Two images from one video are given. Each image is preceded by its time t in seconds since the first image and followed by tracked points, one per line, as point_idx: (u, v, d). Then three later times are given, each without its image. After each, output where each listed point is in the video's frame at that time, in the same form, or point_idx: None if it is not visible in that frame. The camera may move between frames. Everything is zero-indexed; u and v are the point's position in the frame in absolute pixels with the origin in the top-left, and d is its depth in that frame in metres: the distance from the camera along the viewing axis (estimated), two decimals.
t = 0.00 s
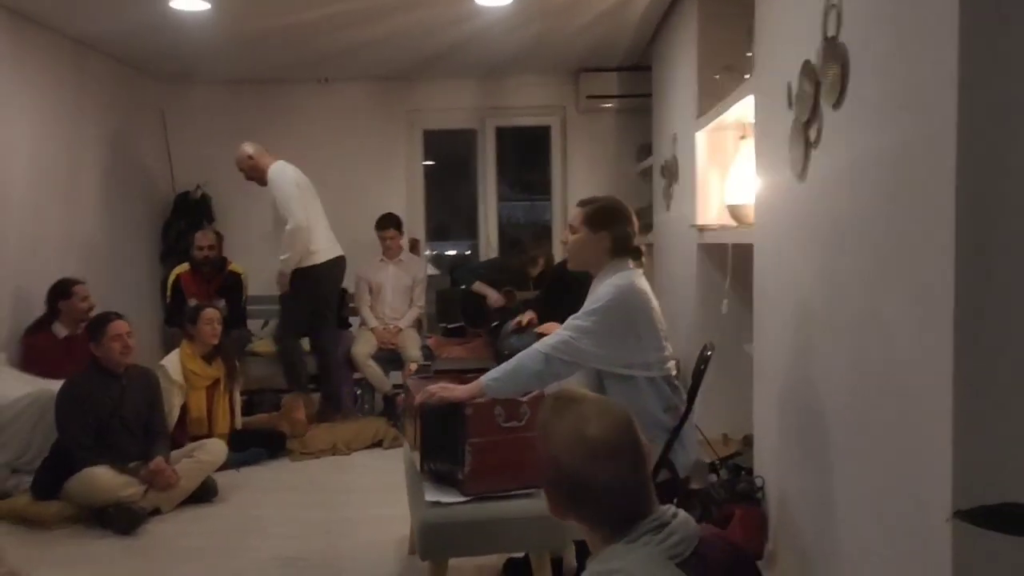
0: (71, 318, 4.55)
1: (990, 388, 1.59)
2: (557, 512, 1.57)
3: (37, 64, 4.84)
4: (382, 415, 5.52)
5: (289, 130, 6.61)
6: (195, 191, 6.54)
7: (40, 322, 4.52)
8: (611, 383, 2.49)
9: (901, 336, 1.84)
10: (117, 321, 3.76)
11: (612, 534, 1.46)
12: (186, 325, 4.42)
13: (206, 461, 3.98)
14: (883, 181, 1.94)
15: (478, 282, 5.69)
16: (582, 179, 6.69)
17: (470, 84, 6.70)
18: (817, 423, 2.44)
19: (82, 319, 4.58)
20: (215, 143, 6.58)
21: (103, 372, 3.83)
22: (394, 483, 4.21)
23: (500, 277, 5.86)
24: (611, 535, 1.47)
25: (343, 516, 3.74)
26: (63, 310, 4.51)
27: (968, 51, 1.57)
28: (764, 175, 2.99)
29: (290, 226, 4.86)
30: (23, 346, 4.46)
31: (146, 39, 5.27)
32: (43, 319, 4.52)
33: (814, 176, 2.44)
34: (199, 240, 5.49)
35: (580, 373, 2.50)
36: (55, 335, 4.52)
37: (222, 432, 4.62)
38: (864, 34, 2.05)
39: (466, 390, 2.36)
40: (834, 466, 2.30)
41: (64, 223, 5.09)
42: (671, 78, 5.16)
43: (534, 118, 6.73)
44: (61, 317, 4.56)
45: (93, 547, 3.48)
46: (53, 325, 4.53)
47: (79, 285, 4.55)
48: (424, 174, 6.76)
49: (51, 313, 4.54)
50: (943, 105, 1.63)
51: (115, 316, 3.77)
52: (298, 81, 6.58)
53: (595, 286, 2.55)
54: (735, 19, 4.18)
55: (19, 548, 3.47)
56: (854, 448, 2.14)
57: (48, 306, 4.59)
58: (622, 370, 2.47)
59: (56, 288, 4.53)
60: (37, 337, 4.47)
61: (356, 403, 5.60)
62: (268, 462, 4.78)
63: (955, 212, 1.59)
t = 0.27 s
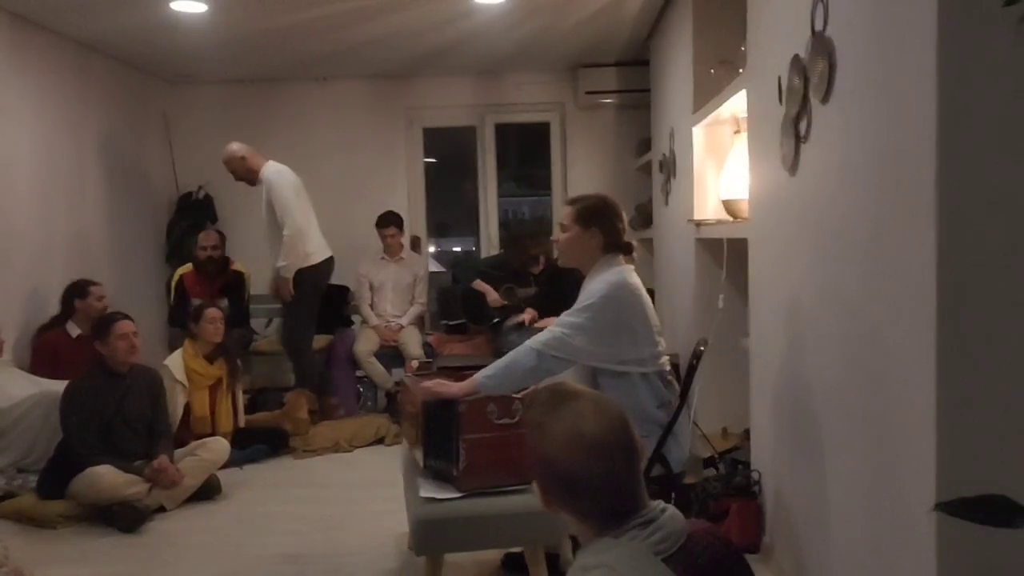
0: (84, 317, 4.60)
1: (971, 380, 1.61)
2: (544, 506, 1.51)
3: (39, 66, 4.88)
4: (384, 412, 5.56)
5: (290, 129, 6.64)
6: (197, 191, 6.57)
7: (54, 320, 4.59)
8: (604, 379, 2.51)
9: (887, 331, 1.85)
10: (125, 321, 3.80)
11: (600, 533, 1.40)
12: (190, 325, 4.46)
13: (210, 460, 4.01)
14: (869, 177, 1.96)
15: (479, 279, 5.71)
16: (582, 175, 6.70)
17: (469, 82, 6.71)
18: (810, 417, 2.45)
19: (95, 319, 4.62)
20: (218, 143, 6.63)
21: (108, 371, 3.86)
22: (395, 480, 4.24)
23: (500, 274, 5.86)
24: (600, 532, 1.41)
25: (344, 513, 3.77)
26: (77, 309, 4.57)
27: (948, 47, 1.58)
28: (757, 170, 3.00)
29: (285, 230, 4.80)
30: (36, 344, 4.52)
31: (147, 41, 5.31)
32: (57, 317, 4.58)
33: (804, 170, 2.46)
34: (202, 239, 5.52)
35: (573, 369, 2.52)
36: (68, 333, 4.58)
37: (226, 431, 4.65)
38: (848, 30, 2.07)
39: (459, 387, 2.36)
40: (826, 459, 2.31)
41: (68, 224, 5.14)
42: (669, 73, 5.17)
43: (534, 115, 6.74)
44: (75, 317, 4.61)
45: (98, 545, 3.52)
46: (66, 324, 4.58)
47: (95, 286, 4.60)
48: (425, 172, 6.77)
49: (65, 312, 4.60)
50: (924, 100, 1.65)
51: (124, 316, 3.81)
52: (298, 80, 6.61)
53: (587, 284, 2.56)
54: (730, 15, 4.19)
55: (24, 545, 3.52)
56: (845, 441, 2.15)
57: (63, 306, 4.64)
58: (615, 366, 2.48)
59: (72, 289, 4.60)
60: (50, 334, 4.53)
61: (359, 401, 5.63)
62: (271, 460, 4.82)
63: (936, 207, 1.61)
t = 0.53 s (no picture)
0: (89, 318, 4.61)
1: (960, 376, 1.61)
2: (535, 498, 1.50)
3: (38, 68, 4.89)
4: (385, 411, 5.56)
5: (290, 128, 6.64)
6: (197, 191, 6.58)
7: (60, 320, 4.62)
8: (597, 377, 2.52)
9: (877, 327, 1.86)
10: (127, 321, 3.82)
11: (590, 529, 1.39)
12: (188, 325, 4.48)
13: (210, 460, 4.02)
14: (860, 173, 1.96)
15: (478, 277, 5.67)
16: (581, 172, 6.69)
17: (468, 79, 6.71)
18: (803, 413, 2.45)
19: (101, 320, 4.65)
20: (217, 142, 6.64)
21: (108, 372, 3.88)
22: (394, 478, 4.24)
23: (501, 271, 5.84)
24: (590, 527, 1.39)
25: (343, 512, 3.78)
26: (82, 309, 4.59)
27: (933, 43, 1.58)
28: (752, 166, 3.00)
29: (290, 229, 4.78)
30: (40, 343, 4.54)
31: (146, 42, 5.32)
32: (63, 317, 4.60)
33: (796, 166, 2.46)
34: (202, 240, 5.54)
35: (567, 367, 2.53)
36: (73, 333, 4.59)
37: (225, 431, 4.66)
38: (837, 27, 2.07)
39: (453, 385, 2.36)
40: (819, 456, 2.31)
41: (69, 225, 5.16)
42: (666, 70, 5.16)
43: (533, 112, 6.73)
44: (79, 317, 4.63)
45: (98, 545, 3.53)
46: (72, 324, 4.60)
47: (102, 286, 4.64)
48: (424, 170, 6.77)
49: (70, 312, 4.62)
50: (911, 96, 1.65)
51: (126, 317, 3.83)
52: (297, 79, 6.61)
53: (580, 282, 2.57)
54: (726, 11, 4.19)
55: (25, 546, 3.54)
56: (837, 437, 2.16)
57: (68, 306, 4.66)
58: (607, 363, 2.49)
59: (78, 290, 4.63)
60: (55, 333, 4.55)
61: (360, 399, 5.63)
62: (271, 459, 4.83)
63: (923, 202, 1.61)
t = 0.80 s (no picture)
0: (91, 318, 4.63)
1: (949, 369, 1.62)
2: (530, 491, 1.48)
3: (37, 71, 4.91)
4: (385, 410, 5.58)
5: (291, 129, 6.66)
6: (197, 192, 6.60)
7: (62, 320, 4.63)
8: (591, 374, 2.52)
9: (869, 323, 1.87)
10: (128, 322, 3.84)
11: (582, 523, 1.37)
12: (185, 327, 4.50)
13: (209, 460, 4.04)
14: (850, 170, 1.97)
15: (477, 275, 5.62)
16: (581, 170, 6.69)
17: (467, 78, 6.72)
18: (797, 409, 2.46)
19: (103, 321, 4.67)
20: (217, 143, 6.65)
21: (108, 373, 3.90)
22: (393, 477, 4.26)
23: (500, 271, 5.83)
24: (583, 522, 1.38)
25: (342, 511, 3.79)
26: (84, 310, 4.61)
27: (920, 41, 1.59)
28: (746, 164, 3.00)
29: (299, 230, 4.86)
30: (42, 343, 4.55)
31: (144, 44, 5.34)
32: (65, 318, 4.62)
33: (787, 163, 2.47)
34: (199, 240, 5.55)
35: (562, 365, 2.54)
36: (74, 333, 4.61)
37: (225, 432, 4.68)
38: (826, 25, 2.08)
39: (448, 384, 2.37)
40: (813, 451, 2.32)
41: (69, 227, 5.18)
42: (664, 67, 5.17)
43: (532, 111, 6.73)
44: (82, 317, 4.65)
45: (98, 545, 3.55)
46: (74, 325, 4.62)
47: (104, 287, 4.67)
48: (424, 169, 6.78)
49: (73, 312, 4.64)
50: (899, 95, 1.67)
51: (127, 318, 3.85)
52: (296, 80, 6.62)
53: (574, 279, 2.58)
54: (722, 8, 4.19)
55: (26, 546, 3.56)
56: (830, 433, 2.16)
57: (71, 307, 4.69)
58: (601, 361, 2.50)
59: (81, 291, 4.65)
60: (59, 334, 4.56)
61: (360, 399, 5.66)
62: (271, 459, 4.85)
63: (913, 198, 1.63)
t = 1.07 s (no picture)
0: (89, 319, 4.64)
1: (943, 365, 1.63)
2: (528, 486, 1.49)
3: (36, 72, 4.92)
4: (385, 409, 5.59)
5: (291, 129, 6.66)
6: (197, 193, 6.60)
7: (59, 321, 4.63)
8: (588, 372, 2.53)
9: (864, 319, 1.87)
10: (128, 323, 3.85)
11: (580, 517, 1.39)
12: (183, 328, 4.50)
13: (209, 460, 4.05)
14: (845, 168, 1.97)
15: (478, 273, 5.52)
16: (580, 169, 6.69)
17: (466, 78, 6.72)
18: (794, 407, 2.47)
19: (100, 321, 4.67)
20: (217, 143, 6.66)
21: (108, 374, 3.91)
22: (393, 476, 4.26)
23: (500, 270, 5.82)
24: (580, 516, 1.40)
25: (342, 510, 3.80)
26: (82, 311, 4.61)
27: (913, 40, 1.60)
28: (743, 162, 3.00)
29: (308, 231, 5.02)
30: (41, 345, 4.55)
31: (144, 45, 5.36)
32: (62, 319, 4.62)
33: (784, 161, 2.47)
34: (201, 242, 5.61)
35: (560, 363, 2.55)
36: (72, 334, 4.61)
37: (225, 432, 4.69)
38: (821, 23, 2.09)
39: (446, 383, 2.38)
40: (809, 448, 2.33)
41: (70, 228, 5.20)
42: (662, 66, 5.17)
43: (532, 110, 6.74)
44: (79, 318, 4.65)
45: (99, 545, 3.56)
46: (71, 325, 4.62)
47: (101, 288, 4.66)
48: (424, 169, 6.79)
49: (70, 313, 4.64)
50: (892, 92, 1.68)
51: (127, 319, 3.86)
52: (295, 80, 6.63)
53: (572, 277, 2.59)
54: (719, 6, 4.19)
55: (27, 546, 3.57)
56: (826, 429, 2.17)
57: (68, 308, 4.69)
58: (598, 359, 2.50)
59: (77, 292, 4.64)
60: (56, 334, 4.57)
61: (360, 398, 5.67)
62: (271, 459, 4.86)
63: (907, 195, 1.64)
